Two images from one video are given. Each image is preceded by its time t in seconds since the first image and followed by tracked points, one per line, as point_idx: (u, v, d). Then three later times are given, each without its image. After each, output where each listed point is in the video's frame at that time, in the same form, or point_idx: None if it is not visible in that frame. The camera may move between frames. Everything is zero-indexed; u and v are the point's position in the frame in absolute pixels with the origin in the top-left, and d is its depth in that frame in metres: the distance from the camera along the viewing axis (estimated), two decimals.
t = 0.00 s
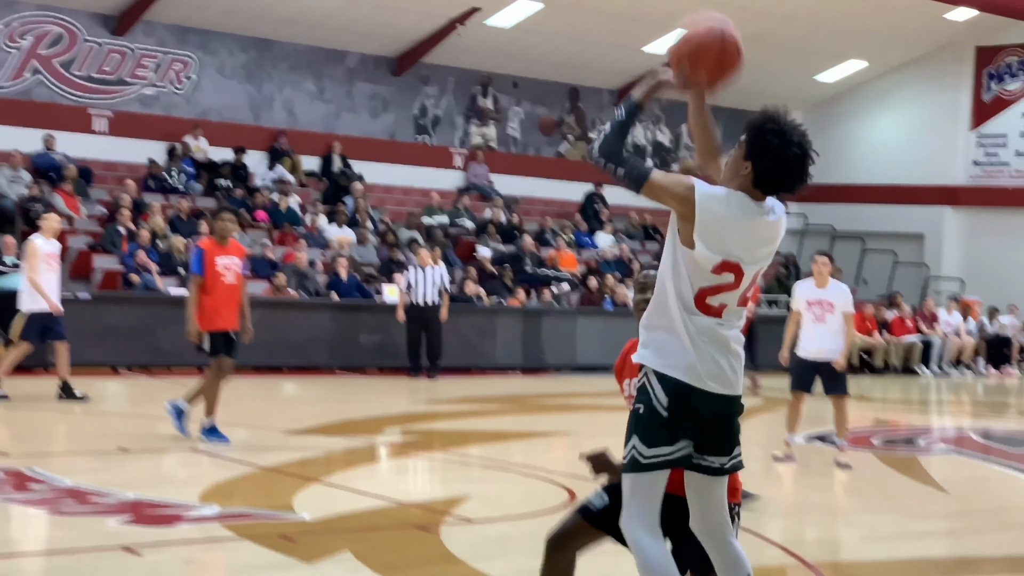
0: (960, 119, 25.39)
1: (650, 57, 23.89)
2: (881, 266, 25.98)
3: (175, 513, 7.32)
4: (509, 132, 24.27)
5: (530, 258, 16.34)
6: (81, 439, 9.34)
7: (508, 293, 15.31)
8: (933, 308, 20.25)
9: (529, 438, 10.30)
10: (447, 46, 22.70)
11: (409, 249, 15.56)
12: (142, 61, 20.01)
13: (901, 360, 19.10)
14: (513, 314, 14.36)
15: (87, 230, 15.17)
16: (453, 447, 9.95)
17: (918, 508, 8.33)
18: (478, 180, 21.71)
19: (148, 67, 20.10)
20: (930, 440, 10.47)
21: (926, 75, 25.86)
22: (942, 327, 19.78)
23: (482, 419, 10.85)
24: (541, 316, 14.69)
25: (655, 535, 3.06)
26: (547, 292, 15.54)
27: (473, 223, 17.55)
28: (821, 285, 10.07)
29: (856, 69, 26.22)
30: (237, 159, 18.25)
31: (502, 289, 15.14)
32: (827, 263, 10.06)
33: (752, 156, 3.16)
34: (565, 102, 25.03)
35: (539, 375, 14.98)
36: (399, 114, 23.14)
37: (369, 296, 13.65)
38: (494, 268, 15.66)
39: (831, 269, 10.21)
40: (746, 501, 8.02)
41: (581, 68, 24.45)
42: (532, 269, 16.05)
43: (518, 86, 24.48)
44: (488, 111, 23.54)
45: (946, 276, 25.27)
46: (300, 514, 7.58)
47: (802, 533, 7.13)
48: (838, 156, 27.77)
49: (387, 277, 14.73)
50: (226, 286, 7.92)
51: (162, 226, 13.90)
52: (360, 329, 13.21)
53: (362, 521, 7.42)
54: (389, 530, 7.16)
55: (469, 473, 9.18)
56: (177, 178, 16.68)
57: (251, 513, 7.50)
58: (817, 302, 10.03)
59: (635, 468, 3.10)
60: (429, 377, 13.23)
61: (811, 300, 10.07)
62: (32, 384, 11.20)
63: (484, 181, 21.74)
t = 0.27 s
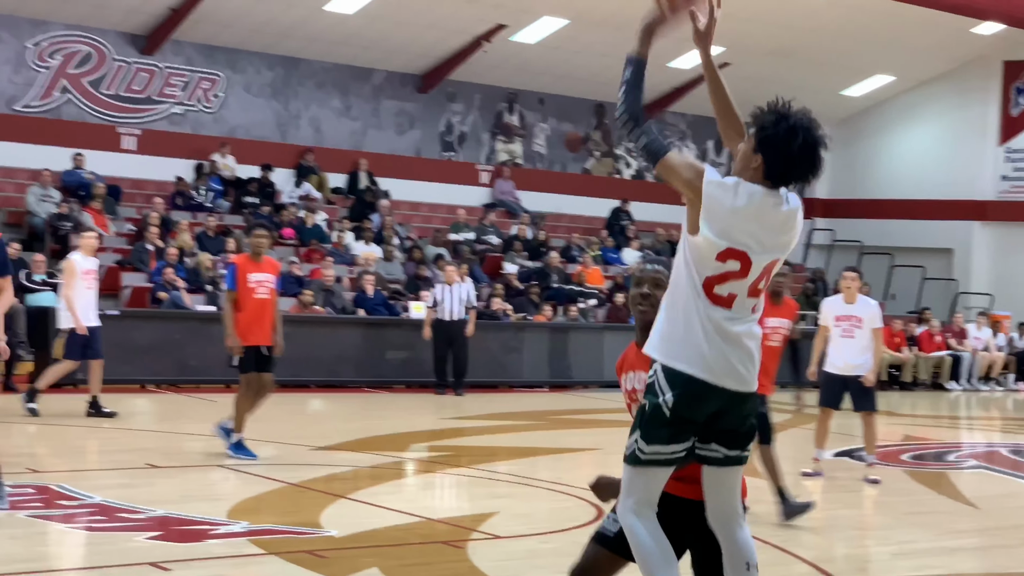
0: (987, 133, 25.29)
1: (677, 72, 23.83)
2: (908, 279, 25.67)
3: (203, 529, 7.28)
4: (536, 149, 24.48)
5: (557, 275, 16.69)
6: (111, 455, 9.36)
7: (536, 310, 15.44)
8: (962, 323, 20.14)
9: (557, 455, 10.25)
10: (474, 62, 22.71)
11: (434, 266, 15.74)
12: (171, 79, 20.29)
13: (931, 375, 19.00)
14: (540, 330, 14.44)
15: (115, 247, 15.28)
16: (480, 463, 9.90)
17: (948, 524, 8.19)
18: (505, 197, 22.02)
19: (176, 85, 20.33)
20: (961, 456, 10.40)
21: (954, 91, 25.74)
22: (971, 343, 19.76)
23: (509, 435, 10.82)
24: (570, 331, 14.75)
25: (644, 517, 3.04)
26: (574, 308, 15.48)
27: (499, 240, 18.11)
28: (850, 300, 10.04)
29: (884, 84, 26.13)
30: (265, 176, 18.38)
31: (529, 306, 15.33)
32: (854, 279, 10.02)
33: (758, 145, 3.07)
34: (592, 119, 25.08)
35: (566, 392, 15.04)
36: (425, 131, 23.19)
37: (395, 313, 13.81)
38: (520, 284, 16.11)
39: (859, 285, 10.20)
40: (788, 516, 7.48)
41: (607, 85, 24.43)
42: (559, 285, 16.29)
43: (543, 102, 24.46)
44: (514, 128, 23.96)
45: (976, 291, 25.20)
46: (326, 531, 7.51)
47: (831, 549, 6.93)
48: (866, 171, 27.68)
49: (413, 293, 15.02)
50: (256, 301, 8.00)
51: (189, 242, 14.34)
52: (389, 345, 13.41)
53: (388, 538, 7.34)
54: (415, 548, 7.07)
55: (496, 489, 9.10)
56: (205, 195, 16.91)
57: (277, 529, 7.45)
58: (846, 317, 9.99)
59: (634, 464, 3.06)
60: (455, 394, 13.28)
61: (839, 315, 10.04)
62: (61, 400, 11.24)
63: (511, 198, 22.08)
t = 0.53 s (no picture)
0: (1013, 147, 25.16)
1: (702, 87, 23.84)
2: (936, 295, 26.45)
3: (230, 549, 7.22)
4: (560, 165, 24.53)
5: (582, 290, 17.02)
6: (141, 475, 9.36)
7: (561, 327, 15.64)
8: (988, 338, 20.23)
9: (584, 472, 10.24)
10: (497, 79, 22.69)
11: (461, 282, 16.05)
12: (195, 97, 20.19)
13: (957, 391, 19.43)
14: (565, 347, 14.70)
15: (143, 264, 15.37)
16: (506, 481, 9.88)
17: (976, 542, 8.10)
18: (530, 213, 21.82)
19: (200, 102, 20.24)
20: (988, 472, 10.38)
21: (979, 103, 25.64)
22: (998, 358, 19.86)
23: (535, 452, 10.83)
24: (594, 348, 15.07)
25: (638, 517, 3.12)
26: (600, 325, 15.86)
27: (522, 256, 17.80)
28: (877, 316, 9.95)
29: (908, 97, 26.23)
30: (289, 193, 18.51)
31: (554, 319, 15.95)
32: (881, 293, 9.86)
33: (756, 148, 3.15)
34: (615, 134, 25.40)
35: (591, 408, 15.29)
36: (449, 147, 23.27)
37: (420, 329, 13.98)
38: (545, 300, 16.43)
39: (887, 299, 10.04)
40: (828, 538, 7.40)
41: (631, 100, 24.47)
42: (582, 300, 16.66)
43: (567, 118, 24.77)
44: (537, 143, 23.99)
45: (1002, 305, 25.31)
46: (353, 549, 7.44)
47: (859, 568, 6.82)
48: (890, 184, 27.65)
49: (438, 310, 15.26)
50: (288, 319, 8.00)
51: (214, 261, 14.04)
52: (415, 363, 13.62)
53: (416, 555, 7.26)
54: (443, 566, 6.98)
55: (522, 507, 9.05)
56: (230, 213, 16.97)
57: (304, 548, 7.39)
58: (873, 333, 9.93)
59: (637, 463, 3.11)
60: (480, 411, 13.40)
61: (866, 331, 9.98)
62: (89, 420, 11.25)
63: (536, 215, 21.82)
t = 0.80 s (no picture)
0: None
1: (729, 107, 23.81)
2: (966, 313, 26.12)
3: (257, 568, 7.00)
4: (588, 184, 24.54)
5: (610, 311, 17.07)
6: (171, 495, 9.35)
7: (589, 346, 15.64)
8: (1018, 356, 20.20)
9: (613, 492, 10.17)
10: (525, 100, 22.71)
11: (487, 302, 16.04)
12: (224, 120, 20.40)
13: (990, 409, 19.20)
14: (594, 366, 14.65)
15: (171, 286, 15.43)
16: (535, 501, 9.82)
17: (1008, 560, 7.90)
18: (558, 233, 22.70)
19: (229, 126, 20.46)
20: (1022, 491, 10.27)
21: (1012, 123, 25.48)
22: None
23: (562, 472, 10.79)
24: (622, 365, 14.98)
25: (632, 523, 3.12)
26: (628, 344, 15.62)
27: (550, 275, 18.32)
28: (908, 334, 9.87)
29: (935, 116, 26.00)
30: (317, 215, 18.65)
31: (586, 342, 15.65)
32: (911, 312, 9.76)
33: (762, 169, 3.17)
34: (643, 154, 25.14)
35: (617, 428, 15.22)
36: (476, 167, 23.21)
37: (448, 350, 14.02)
38: (574, 320, 16.43)
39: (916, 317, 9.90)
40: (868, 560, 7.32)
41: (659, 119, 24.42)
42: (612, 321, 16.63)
43: (594, 138, 24.56)
44: (565, 163, 24.05)
45: None
46: (382, 569, 7.22)
47: None
48: (921, 202, 27.60)
49: (467, 330, 15.10)
50: (323, 339, 8.02)
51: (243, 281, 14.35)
52: (443, 383, 13.65)
53: None
54: None
55: (551, 527, 8.95)
56: (258, 235, 17.16)
57: (333, 568, 7.16)
58: (903, 352, 9.85)
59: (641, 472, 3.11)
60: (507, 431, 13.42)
61: (896, 350, 9.89)
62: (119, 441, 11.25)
63: (564, 234, 22.72)
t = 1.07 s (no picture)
0: None
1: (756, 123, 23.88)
2: (999, 329, 25.81)
3: None
4: (618, 202, 24.71)
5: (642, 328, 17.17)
6: (205, 515, 9.35)
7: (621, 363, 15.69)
8: None
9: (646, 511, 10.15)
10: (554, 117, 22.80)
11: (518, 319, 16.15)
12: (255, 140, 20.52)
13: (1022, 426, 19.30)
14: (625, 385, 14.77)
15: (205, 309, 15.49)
16: (568, 519, 9.80)
17: None
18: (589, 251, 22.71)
19: (260, 145, 20.57)
20: None
21: None
22: None
23: (595, 490, 10.78)
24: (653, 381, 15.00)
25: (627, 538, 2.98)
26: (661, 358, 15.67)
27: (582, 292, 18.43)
28: (942, 351, 9.62)
29: (967, 130, 25.96)
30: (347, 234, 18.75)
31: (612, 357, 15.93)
32: (944, 330, 9.55)
33: (775, 204, 2.97)
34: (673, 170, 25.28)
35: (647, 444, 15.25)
36: (507, 185, 23.38)
37: (479, 368, 14.15)
38: (603, 336, 16.57)
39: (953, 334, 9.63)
40: None
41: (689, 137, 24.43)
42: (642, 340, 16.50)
43: (624, 154, 24.81)
44: (595, 180, 24.14)
45: None
46: None
47: None
48: (952, 218, 27.63)
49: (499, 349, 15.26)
50: (362, 359, 8.03)
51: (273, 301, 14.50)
52: (474, 403, 13.70)
53: None
54: None
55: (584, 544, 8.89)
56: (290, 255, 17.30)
57: None
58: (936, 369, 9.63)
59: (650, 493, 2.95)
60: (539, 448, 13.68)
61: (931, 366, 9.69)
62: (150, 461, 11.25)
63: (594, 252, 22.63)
